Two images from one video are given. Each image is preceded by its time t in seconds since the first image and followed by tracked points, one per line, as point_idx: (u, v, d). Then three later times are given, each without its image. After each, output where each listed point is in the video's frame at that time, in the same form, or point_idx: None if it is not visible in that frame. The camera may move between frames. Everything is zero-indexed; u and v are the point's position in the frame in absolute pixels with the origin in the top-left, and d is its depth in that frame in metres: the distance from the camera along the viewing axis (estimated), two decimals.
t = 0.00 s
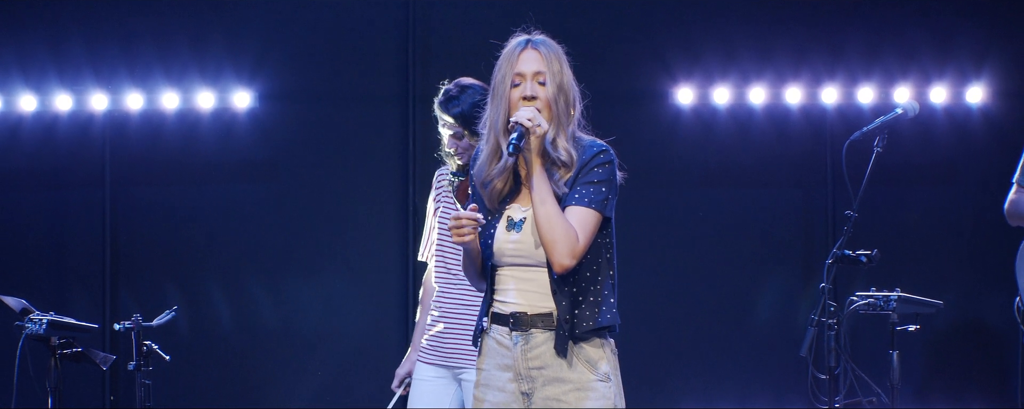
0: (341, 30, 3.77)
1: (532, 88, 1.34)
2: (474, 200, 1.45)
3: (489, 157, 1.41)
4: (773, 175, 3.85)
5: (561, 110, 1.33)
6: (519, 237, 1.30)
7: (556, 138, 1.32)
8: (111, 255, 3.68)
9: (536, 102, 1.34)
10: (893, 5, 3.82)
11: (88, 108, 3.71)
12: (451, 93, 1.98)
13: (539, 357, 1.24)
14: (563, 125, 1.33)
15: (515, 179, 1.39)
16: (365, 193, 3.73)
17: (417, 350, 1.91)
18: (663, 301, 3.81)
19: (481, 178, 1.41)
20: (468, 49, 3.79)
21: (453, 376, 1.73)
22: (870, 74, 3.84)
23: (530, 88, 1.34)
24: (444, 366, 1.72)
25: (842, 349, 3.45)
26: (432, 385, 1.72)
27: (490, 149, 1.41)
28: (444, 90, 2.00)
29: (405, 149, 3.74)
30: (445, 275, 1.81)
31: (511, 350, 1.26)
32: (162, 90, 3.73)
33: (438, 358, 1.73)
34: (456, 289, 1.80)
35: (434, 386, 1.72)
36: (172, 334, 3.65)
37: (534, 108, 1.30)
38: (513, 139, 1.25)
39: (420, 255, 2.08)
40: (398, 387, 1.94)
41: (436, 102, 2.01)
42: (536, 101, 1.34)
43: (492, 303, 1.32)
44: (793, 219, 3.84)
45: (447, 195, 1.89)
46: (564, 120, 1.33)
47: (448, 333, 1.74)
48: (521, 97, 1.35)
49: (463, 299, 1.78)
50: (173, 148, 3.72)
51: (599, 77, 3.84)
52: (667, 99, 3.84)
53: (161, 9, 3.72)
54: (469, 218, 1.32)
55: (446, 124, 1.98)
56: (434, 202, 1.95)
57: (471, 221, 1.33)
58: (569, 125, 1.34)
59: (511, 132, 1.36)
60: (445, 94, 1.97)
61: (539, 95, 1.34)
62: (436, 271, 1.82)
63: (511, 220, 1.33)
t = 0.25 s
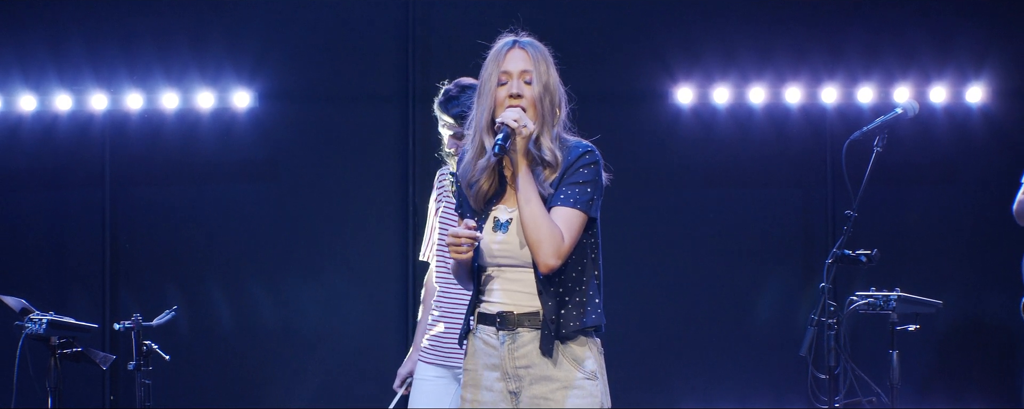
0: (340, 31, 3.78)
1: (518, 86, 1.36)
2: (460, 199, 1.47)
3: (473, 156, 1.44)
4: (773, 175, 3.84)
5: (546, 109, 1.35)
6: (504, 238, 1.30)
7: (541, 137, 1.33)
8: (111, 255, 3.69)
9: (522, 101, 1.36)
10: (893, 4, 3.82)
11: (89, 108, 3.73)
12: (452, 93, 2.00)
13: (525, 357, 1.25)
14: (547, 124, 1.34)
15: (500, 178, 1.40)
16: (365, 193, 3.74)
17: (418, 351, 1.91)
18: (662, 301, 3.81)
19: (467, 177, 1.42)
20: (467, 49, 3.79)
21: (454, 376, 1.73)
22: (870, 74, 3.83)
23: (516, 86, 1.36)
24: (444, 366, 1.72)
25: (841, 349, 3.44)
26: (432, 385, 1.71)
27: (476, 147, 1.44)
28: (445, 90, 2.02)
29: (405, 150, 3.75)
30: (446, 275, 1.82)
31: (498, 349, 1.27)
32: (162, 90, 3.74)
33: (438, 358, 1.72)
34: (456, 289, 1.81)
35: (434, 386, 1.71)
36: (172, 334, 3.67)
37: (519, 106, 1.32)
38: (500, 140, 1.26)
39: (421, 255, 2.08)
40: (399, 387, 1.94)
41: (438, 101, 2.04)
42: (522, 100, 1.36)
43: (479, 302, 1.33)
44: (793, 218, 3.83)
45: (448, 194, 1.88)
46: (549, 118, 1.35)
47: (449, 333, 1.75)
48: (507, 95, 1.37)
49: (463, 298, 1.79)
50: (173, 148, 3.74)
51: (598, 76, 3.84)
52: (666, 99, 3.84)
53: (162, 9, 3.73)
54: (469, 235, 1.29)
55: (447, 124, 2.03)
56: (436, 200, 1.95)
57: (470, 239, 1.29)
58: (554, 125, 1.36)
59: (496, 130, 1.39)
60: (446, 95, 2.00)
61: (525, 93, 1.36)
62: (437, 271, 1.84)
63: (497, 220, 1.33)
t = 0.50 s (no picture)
0: (340, 31, 3.78)
1: (509, 91, 1.36)
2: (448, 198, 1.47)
3: (462, 158, 1.43)
4: (773, 174, 3.84)
5: (537, 113, 1.35)
6: (494, 237, 1.31)
7: (531, 141, 1.33)
8: (111, 254, 3.70)
9: (513, 105, 1.36)
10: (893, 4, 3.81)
11: (89, 108, 3.74)
12: (448, 93, 2.09)
13: (515, 356, 1.25)
14: (538, 128, 1.35)
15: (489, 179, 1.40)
16: (365, 193, 3.75)
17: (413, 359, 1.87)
18: (662, 301, 3.81)
19: (456, 178, 1.42)
20: (467, 49, 3.80)
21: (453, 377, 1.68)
22: (870, 73, 3.83)
23: (508, 91, 1.36)
24: (442, 365, 1.68)
25: (841, 349, 3.44)
26: (430, 384, 1.67)
27: (465, 149, 1.44)
28: (440, 91, 2.10)
29: (404, 150, 3.75)
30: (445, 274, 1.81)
31: (488, 348, 1.28)
32: (163, 90, 3.75)
33: (437, 357, 1.68)
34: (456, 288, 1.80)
35: (432, 386, 1.67)
36: (173, 333, 3.68)
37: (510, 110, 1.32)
38: (491, 142, 1.26)
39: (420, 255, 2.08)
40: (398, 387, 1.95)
41: (434, 100, 2.13)
42: (513, 105, 1.36)
43: (469, 302, 1.33)
44: (793, 218, 3.83)
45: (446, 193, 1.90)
46: (540, 122, 1.35)
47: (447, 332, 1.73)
48: (498, 99, 1.37)
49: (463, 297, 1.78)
50: (173, 148, 3.75)
51: (598, 76, 3.84)
52: (666, 99, 3.84)
53: (163, 9, 3.74)
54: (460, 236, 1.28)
55: (443, 123, 2.12)
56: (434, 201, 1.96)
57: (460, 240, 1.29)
58: (545, 128, 1.36)
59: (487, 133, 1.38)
60: (442, 95, 2.08)
61: (516, 98, 1.36)
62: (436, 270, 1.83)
63: (486, 220, 1.34)
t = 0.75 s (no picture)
0: (341, 32, 3.79)
1: (506, 94, 1.36)
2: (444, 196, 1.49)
3: (460, 159, 1.44)
4: (773, 174, 3.84)
5: (534, 115, 1.36)
6: (490, 237, 1.31)
7: (528, 142, 1.33)
8: (112, 255, 3.70)
9: (510, 108, 1.36)
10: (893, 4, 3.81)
11: (89, 108, 3.74)
12: (440, 93, 2.05)
13: (513, 355, 1.25)
14: (535, 129, 1.35)
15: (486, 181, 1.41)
16: (365, 193, 3.75)
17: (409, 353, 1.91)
18: (662, 301, 3.81)
19: (453, 179, 1.43)
20: (467, 49, 3.80)
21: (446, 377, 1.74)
22: (871, 74, 3.83)
23: (505, 93, 1.36)
24: (436, 366, 1.73)
25: (841, 349, 3.44)
26: (423, 385, 1.73)
27: (462, 150, 1.44)
28: (433, 90, 2.07)
29: (405, 150, 3.75)
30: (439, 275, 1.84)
31: (486, 348, 1.28)
32: (163, 90, 3.76)
33: (430, 358, 1.74)
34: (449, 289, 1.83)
35: (425, 386, 1.73)
36: (173, 334, 3.68)
37: (508, 112, 1.33)
38: (488, 142, 1.26)
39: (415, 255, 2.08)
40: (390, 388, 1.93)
41: (427, 100, 2.09)
42: (510, 107, 1.36)
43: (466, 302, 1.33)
44: (793, 218, 3.83)
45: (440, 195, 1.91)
46: (537, 124, 1.35)
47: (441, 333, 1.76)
48: (496, 102, 1.37)
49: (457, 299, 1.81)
50: (174, 148, 3.75)
51: (598, 76, 3.84)
52: (666, 99, 3.84)
53: (163, 9, 3.74)
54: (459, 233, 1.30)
55: (436, 123, 2.09)
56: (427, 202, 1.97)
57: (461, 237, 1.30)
58: (542, 129, 1.36)
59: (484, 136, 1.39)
60: (434, 94, 2.05)
61: (513, 100, 1.36)
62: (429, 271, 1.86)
63: (484, 220, 1.34)
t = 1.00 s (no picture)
0: (341, 32, 3.78)
1: (513, 93, 1.36)
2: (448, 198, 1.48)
3: (464, 160, 1.43)
4: (773, 175, 3.84)
5: (541, 113, 1.35)
6: (497, 236, 1.31)
7: (535, 141, 1.34)
8: (112, 255, 3.70)
9: (516, 107, 1.36)
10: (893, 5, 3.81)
11: (90, 109, 3.73)
12: (430, 94, 2.02)
13: (523, 356, 1.25)
14: (542, 127, 1.35)
15: (490, 181, 1.41)
16: (365, 193, 3.75)
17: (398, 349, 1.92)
18: (663, 301, 3.81)
19: (457, 180, 1.42)
20: (467, 49, 3.80)
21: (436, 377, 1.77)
22: (871, 74, 3.83)
23: (511, 93, 1.36)
24: (426, 368, 1.75)
25: (841, 349, 3.44)
26: (414, 385, 1.76)
27: (466, 151, 1.44)
28: (422, 92, 2.04)
29: (406, 151, 3.75)
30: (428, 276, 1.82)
31: (494, 349, 1.27)
32: (164, 91, 3.75)
33: (420, 359, 1.76)
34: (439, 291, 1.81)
35: (416, 386, 1.76)
36: (173, 334, 3.67)
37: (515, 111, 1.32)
38: (499, 142, 1.25)
39: (404, 255, 2.05)
40: (381, 388, 1.94)
41: (415, 102, 2.05)
42: (517, 106, 1.36)
43: (471, 303, 1.33)
44: (793, 218, 3.83)
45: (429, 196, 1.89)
46: (544, 122, 1.35)
47: (430, 335, 1.77)
48: (502, 102, 1.37)
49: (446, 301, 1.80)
50: (174, 148, 3.75)
51: (599, 77, 3.84)
52: (667, 99, 3.84)
53: (163, 10, 3.74)
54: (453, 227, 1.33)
55: (426, 125, 2.04)
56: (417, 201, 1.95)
57: (455, 231, 1.33)
58: (548, 127, 1.36)
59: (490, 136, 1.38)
60: (424, 96, 2.01)
61: (519, 99, 1.36)
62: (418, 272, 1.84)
63: (489, 219, 1.34)
